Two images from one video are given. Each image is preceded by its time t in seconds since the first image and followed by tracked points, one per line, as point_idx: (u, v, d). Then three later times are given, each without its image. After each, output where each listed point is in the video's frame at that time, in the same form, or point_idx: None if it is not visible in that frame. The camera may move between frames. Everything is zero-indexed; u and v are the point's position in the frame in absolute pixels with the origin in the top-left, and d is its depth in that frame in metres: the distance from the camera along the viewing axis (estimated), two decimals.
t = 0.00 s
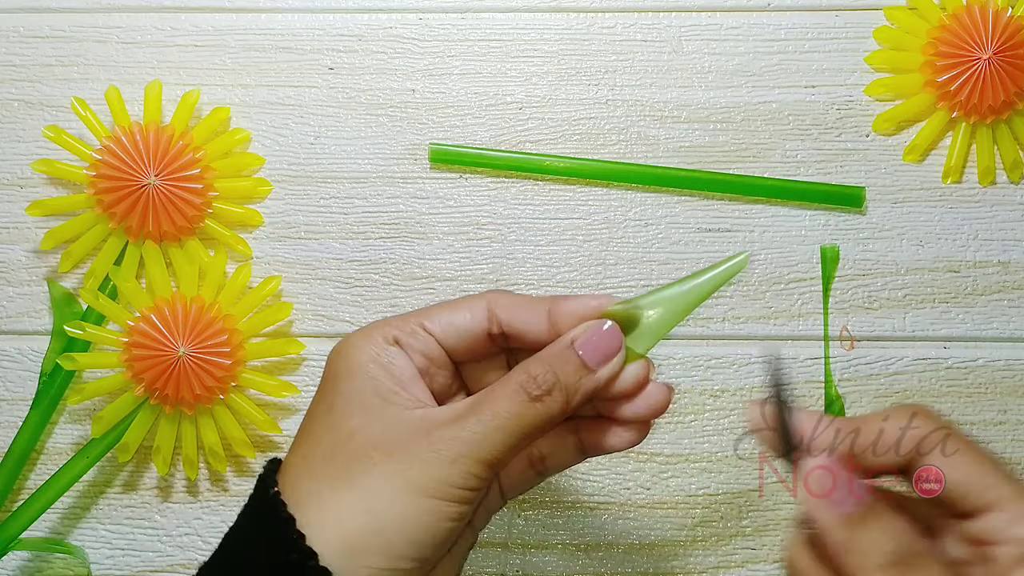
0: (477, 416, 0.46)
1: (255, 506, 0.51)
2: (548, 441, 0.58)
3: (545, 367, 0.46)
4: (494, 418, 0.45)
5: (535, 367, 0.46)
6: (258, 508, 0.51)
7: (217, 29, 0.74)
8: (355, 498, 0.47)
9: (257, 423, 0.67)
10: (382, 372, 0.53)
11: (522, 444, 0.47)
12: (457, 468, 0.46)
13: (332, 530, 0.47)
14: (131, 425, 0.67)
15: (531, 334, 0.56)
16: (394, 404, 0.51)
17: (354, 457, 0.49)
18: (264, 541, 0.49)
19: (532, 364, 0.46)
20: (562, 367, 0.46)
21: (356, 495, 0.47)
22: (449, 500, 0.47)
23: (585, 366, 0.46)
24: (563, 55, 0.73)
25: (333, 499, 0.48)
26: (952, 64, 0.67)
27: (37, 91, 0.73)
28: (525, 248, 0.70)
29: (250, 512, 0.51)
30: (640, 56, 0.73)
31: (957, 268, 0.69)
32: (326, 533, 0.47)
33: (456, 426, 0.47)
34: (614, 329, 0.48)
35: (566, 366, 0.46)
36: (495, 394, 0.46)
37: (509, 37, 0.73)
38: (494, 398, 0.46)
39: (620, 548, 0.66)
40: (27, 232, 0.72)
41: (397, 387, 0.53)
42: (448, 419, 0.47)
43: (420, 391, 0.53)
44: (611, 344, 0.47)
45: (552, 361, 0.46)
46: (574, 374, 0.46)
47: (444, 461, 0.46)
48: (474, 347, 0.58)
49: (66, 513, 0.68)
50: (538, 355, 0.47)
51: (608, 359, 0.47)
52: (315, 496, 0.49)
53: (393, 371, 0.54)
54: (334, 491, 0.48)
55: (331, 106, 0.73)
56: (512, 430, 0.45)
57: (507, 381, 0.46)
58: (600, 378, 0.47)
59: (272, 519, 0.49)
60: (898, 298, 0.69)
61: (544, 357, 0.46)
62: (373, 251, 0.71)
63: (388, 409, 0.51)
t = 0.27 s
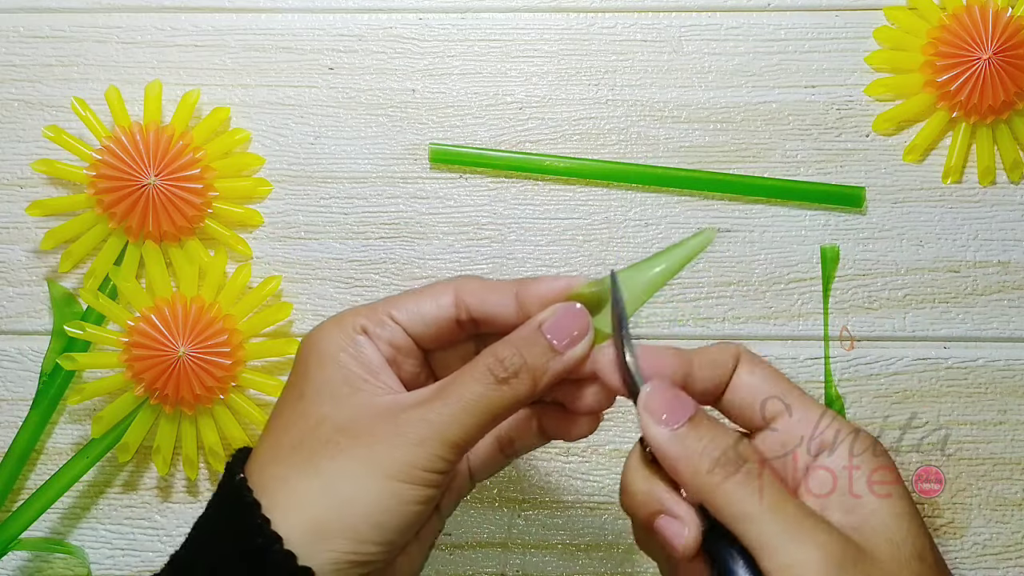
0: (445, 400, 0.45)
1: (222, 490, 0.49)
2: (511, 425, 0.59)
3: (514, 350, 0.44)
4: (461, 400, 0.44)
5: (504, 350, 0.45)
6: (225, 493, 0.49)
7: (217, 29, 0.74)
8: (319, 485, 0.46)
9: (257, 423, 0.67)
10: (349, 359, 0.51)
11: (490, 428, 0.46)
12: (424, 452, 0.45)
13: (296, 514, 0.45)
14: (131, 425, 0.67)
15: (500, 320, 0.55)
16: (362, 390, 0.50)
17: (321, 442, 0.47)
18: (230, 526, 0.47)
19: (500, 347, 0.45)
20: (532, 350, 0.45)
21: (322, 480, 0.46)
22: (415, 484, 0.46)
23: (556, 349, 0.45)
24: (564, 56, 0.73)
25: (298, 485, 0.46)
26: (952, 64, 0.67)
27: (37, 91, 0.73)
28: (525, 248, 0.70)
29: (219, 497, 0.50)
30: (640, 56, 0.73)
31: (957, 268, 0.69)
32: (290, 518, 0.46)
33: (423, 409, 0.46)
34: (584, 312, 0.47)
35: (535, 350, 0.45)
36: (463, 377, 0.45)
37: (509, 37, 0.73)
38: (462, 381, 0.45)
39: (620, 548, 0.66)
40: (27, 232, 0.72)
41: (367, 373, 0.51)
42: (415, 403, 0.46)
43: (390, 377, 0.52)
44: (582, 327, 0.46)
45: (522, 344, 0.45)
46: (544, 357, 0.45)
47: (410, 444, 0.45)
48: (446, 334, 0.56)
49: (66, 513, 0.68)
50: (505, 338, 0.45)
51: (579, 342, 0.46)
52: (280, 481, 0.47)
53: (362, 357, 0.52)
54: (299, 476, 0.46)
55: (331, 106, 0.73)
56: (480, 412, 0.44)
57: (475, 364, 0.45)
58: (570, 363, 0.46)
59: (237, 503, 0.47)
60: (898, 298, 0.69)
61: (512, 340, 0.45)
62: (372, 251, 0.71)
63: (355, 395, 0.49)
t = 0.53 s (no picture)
0: (438, 411, 0.45)
1: (200, 495, 0.49)
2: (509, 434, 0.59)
3: (511, 365, 0.45)
4: (454, 413, 0.45)
5: (501, 365, 0.45)
6: (203, 497, 0.49)
7: (217, 29, 0.74)
8: (304, 492, 0.46)
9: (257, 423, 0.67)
10: (342, 363, 0.51)
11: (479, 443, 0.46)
12: (413, 466, 0.45)
13: (279, 522, 0.45)
14: (131, 425, 0.67)
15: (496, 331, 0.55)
16: (354, 396, 0.50)
17: (309, 449, 0.47)
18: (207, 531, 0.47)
19: (497, 361, 0.45)
20: (529, 364, 0.45)
21: (308, 488, 0.46)
22: (400, 497, 0.46)
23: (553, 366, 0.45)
24: (564, 56, 0.73)
25: (283, 491, 0.46)
26: (952, 64, 0.67)
27: (37, 91, 0.73)
28: (525, 248, 0.70)
29: (196, 500, 0.49)
30: (640, 56, 0.73)
31: (957, 268, 0.69)
32: (274, 525, 0.45)
33: (415, 422, 0.46)
34: (582, 331, 0.47)
35: (532, 365, 0.45)
36: (459, 390, 0.45)
37: (509, 37, 0.73)
38: (457, 395, 0.45)
39: (620, 548, 0.66)
40: (27, 232, 0.72)
41: (359, 379, 0.51)
42: (408, 415, 0.46)
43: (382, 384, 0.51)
44: (580, 347, 0.46)
45: (519, 359, 0.45)
46: (540, 373, 0.45)
47: (399, 456, 0.45)
48: (439, 341, 0.56)
49: (66, 513, 0.68)
50: (502, 354, 0.45)
51: (577, 360, 0.46)
52: (265, 488, 0.47)
53: (355, 362, 0.52)
54: (284, 483, 0.46)
55: (331, 106, 0.73)
56: (472, 426, 0.45)
57: (470, 378, 0.45)
58: (566, 380, 0.46)
59: (215, 509, 0.47)
60: (898, 298, 0.69)
61: (509, 354, 0.45)
62: (373, 251, 0.71)
63: (346, 401, 0.49)
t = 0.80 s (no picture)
0: (441, 396, 0.45)
1: (195, 477, 0.49)
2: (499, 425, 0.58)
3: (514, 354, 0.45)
4: (458, 399, 0.45)
5: (504, 351, 0.45)
6: (199, 479, 0.49)
7: (217, 29, 0.74)
8: (310, 475, 0.46)
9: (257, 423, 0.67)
10: (340, 340, 0.50)
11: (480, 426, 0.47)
12: (417, 451, 0.46)
13: (285, 504, 0.46)
14: (131, 425, 0.67)
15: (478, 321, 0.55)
16: (353, 375, 0.49)
17: (312, 432, 0.47)
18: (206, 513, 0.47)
19: (500, 348, 0.45)
20: (532, 351, 0.45)
21: (313, 471, 0.46)
22: (406, 481, 0.47)
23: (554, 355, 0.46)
24: (564, 56, 0.73)
25: (287, 474, 0.46)
26: (952, 64, 0.67)
27: (37, 92, 0.73)
28: (525, 248, 0.70)
29: (192, 482, 0.49)
30: (640, 56, 0.73)
31: (957, 268, 0.69)
32: (280, 508, 0.46)
33: (418, 407, 0.46)
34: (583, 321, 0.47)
35: (535, 353, 0.45)
36: (463, 376, 0.45)
37: (509, 37, 0.73)
38: (459, 381, 0.45)
39: (620, 548, 0.66)
40: (27, 232, 0.72)
41: (358, 357, 0.50)
42: (409, 399, 0.47)
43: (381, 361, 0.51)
44: (578, 338, 0.46)
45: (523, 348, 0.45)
46: (541, 360, 0.46)
47: (403, 441, 0.46)
48: (429, 322, 0.56)
49: (66, 513, 0.68)
50: (504, 340, 0.45)
51: (573, 352, 0.46)
52: (268, 470, 0.47)
53: (354, 340, 0.51)
54: (288, 465, 0.46)
55: (331, 106, 0.73)
56: (475, 411, 0.45)
57: (474, 363, 0.45)
58: (565, 366, 0.47)
59: (214, 492, 0.47)
60: (898, 298, 0.69)
61: (511, 341, 0.45)
62: (373, 251, 0.71)
63: (346, 381, 0.49)
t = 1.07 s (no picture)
0: (451, 404, 0.46)
1: (212, 486, 0.49)
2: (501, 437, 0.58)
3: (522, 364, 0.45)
4: (467, 407, 0.45)
5: (512, 360, 0.45)
6: (217, 487, 0.49)
7: (217, 29, 0.74)
8: (323, 486, 0.46)
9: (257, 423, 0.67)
10: (349, 352, 0.51)
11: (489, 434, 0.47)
12: (428, 459, 0.46)
13: (298, 513, 0.46)
14: (131, 425, 0.67)
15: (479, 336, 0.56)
16: (363, 386, 0.50)
17: (324, 442, 0.47)
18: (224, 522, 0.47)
19: (509, 358, 0.45)
20: (538, 362, 0.45)
21: (326, 481, 0.46)
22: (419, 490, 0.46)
23: (556, 364, 0.47)
24: (564, 56, 0.73)
25: (300, 483, 0.46)
26: (952, 64, 0.67)
27: (37, 91, 0.73)
28: (525, 248, 0.70)
29: (209, 489, 0.49)
30: (640, 56, 0.73)
31: (957, 268, 0.69)
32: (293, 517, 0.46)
33: (428, 416, 0.46)
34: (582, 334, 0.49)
35: (543, 363, 0.45)
36: (472, 385, 0.46)
37: (509, 37, 0.73)
38: (469, 390, 0.45)
39: (620, 548, 0.66)
40: (27, 232, 0.72)
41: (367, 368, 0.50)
42: (419, 407, 0.47)
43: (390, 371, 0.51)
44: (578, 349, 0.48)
45: (530, 356, 0.45)
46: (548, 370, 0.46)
47: (414, 450, 0.46)
48: (434, 333, 0.56)
49: (66, 513, 0.68)
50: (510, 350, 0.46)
51: (574, 363, 0.48)
52: (281, 480, 0.47)
53: (362, 351, 0.51)
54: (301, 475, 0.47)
55: (331, 106, 0.73)
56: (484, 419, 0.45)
57: (482, 373, 0.45)
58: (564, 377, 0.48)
59: (231, 502, 0.47)
60: (898, 298, 0.69)
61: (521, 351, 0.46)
62: (373, 251, 0.71)
63: (357, 390, 0.49)
